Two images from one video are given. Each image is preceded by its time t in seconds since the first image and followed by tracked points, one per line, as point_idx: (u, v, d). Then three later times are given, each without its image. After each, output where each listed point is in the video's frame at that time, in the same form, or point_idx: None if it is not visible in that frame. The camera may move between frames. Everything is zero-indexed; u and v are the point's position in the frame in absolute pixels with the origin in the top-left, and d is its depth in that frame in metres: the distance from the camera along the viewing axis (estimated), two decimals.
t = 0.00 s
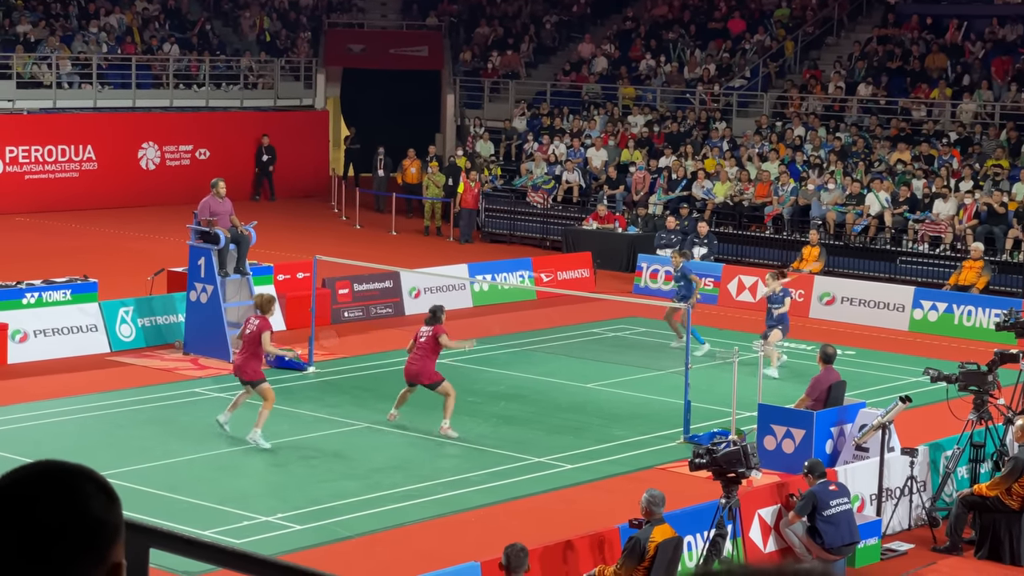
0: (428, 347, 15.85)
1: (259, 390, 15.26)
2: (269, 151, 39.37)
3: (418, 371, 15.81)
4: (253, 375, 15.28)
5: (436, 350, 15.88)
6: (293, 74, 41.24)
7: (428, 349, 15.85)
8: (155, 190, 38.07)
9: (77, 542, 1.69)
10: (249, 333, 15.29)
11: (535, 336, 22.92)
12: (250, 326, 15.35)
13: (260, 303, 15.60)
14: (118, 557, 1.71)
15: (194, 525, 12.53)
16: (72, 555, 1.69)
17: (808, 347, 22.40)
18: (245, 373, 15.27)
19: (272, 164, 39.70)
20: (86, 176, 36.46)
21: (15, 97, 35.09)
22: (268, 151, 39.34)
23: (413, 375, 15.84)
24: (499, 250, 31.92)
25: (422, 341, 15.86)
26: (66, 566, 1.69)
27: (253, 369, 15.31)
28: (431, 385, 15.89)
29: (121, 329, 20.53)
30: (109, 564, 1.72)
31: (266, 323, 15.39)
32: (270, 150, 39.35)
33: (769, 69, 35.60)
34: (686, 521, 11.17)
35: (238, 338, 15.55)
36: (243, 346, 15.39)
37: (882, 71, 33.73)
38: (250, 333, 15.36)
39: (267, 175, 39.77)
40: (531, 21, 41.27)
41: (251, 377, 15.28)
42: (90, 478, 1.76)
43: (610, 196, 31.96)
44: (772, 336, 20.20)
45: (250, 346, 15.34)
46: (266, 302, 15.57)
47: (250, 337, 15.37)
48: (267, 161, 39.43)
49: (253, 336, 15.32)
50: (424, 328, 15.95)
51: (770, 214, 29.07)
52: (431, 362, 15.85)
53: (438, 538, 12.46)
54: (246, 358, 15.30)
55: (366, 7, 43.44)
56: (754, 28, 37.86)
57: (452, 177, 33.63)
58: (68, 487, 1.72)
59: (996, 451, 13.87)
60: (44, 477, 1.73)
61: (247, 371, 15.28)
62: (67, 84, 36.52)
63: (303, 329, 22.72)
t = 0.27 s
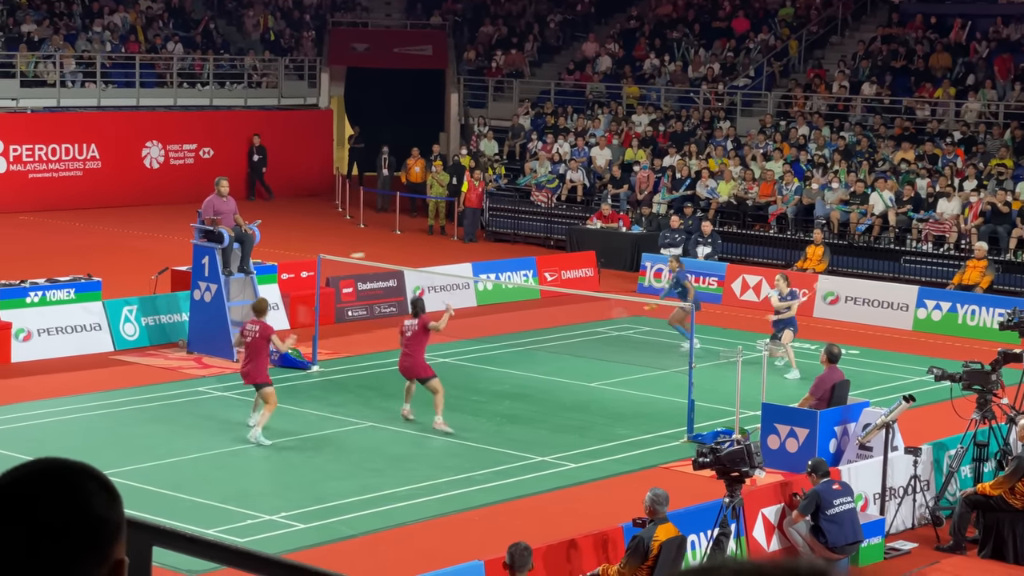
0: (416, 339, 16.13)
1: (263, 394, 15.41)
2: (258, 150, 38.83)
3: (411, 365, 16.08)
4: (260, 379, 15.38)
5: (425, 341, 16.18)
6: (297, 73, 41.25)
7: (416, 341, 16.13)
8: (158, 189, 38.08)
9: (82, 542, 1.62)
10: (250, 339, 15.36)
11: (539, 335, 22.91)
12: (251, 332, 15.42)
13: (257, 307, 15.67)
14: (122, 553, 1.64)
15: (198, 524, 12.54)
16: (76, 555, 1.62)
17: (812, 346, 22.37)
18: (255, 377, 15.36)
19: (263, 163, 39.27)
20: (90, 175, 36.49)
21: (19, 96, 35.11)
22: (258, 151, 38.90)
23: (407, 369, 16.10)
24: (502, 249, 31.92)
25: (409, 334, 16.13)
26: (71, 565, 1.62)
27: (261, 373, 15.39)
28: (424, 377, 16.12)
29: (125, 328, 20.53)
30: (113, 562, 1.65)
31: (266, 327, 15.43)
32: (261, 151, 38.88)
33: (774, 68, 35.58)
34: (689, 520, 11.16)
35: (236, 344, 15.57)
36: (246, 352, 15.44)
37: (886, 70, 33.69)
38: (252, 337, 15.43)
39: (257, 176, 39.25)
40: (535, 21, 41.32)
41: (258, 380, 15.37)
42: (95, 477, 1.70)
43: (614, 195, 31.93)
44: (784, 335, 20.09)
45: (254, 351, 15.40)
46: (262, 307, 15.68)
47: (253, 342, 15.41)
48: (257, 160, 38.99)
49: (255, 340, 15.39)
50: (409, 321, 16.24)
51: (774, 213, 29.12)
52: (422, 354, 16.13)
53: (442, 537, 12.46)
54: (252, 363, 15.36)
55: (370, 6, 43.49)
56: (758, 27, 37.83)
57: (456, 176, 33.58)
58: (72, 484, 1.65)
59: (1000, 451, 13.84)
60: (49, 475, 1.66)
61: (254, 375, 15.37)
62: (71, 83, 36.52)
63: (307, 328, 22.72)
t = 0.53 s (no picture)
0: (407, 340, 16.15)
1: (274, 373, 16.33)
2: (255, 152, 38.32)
3: (401, 367, 16.12)
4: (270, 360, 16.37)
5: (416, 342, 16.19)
6: (303, 73, 41.20)
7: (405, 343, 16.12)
8: (164, 190, 38.11)
9: (78, 539, 1.72)
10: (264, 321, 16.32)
11: (545, 335, 22.92)
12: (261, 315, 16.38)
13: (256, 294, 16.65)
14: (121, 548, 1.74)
15: (204, 524, 12.56)
16: (75, 555, 1.72)
17: (818, 347, 22.36)
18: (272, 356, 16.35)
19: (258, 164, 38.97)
20: (97, 176, 36.54)
21: (25, 97, 35.13)
22: (252, 152, 38.53)
23: (397, 371, 16.16)
24: (508, 250, 31.92)
25: (399, 335, 16.12)
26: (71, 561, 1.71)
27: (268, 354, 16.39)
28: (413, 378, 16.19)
29: (131, 329, 20.57)
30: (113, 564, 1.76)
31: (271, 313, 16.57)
32: (256, 151, 38.48)
33: (780, 69, 35.54)
34: (695, 521, 11.15)
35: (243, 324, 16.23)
36: (256, 333, 16.27)
37: (892, 71, 33.65)
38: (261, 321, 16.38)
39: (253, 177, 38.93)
40: (541, 21, 41.36)
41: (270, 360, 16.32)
42: (95, 476, 1.80)
43: (620, 196, 31.90)
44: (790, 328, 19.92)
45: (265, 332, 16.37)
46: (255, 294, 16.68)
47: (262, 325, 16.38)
48: (252, 162, 38.66)
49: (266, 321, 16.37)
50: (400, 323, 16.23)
51: (780, 214, 29.12)
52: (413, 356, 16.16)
53: (447, 538, 12.47)
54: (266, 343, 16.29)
55: (376, 7, 43.55)
56: (764, 27, 37.80)
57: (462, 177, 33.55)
58: (72, 486, 1.76)
59: (1006, 451, 13.81)
60: (51, 476, 1.76)
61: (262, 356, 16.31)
62: (78, 84, 36.51)
63: (313, 328, 22.75)
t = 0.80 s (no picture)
0: (403, 342, 15.95)
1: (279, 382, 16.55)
2: (256, 156, 36.90)
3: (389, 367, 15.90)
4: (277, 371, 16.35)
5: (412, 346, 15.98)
6: (316, 77, 41.24)
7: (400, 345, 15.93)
8: (177, 193, 38.21)
9: (85, 541, 1.80)
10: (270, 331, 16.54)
11: (558, 339, 22.89)
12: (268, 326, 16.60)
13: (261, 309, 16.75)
14: (129, 545, 1.83)
15: (218, 527, 12.57)
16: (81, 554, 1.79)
17: (831, 350, 22.29)
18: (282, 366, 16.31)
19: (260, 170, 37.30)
20: (111, 180, 36.64)
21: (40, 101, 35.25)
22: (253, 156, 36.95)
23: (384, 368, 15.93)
24: (521, 254, 31.93)
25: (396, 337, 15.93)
26: (80, 558, 1.79)
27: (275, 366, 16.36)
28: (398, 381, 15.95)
29: (145, 332, 20.61)
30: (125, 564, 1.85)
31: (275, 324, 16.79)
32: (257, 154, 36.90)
33: (793, 71, 35.48)
34: (708, 524, 11.11)
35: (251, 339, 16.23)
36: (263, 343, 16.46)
37: (906, 73, 33.53)
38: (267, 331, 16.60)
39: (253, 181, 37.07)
40: (553, 24, 41.39)
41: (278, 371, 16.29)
42: (104, 476, 1.88)
43: (632, 200, 31.86)
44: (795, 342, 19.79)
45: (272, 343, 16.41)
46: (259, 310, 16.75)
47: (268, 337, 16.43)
48: (254, 166, 37.05)
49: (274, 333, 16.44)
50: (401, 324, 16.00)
51: (793, 217, 29.08)
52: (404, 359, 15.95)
53: (460, 541, 12.46)
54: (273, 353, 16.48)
55: (389, 11, 43.63)
56: (778, 30, 37.73)
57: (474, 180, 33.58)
58: (84, 485, 1.84)
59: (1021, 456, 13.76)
60: (63, 476, 1.85)
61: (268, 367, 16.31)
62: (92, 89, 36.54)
63: (325, 332, 22.76)
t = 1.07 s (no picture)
0: (402, 352, 15.82)
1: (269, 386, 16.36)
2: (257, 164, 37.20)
3: (388, 377, 15.75)
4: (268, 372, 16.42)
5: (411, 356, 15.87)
6: (327, 82, 41.20)
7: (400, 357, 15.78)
8: (188, 198, 38.26)
9: (99, 544, 1.74)
10: (263, 335, 16.20)
11: (569, 343, 22.87)
12: (262, 329, 16.26)
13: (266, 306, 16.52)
14: (140, 551, 1.75)
15: (230, 532, 12.59)
16: (98, 557, 1.74)
17: (843, 354, 22.23)
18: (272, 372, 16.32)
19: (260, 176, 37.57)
20: (123, 185, 36.73)
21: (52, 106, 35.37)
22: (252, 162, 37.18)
23: (383, 377, 15.75)
24: (532, 258, 31.93)
25: (397, 347, 15.79)
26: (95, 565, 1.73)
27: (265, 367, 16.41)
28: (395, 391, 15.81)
29: (157, 337, 20.65)
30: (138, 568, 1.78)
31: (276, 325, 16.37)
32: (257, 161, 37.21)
33: (804, 75, 35.45)
34: (720, 529, 11.10)
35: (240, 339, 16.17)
36: (254, 347, 16.21)
37: (918, 77, 33.47)
38: (263, 334, 16.25)
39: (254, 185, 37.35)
40: (564, 29, 41.52)
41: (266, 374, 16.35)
42: (113, 482, 1.81)
43: (644, 204, 31.82)
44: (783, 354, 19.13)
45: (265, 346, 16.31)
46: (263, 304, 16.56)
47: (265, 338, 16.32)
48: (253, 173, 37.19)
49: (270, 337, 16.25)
50: (401, 334, 15.88)
51: (805, 221, 28.99)
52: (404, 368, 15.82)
53: (472, 546, 12.46)
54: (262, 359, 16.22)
55: (400, 15, 43.78)
56: (789, 34, 37.74)
57: (485, 185, 33.57)
58: (95, 490, 1.77)
59: None
60: (73, 482, 1.77)
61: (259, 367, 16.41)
62: (104, 94, 36.65)
63: (336, 336, 22.80)
